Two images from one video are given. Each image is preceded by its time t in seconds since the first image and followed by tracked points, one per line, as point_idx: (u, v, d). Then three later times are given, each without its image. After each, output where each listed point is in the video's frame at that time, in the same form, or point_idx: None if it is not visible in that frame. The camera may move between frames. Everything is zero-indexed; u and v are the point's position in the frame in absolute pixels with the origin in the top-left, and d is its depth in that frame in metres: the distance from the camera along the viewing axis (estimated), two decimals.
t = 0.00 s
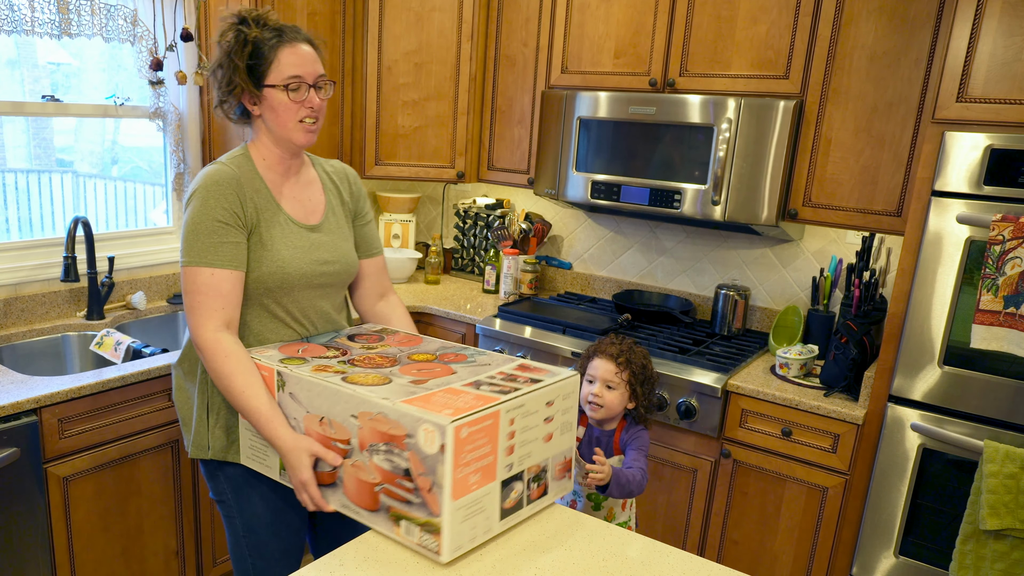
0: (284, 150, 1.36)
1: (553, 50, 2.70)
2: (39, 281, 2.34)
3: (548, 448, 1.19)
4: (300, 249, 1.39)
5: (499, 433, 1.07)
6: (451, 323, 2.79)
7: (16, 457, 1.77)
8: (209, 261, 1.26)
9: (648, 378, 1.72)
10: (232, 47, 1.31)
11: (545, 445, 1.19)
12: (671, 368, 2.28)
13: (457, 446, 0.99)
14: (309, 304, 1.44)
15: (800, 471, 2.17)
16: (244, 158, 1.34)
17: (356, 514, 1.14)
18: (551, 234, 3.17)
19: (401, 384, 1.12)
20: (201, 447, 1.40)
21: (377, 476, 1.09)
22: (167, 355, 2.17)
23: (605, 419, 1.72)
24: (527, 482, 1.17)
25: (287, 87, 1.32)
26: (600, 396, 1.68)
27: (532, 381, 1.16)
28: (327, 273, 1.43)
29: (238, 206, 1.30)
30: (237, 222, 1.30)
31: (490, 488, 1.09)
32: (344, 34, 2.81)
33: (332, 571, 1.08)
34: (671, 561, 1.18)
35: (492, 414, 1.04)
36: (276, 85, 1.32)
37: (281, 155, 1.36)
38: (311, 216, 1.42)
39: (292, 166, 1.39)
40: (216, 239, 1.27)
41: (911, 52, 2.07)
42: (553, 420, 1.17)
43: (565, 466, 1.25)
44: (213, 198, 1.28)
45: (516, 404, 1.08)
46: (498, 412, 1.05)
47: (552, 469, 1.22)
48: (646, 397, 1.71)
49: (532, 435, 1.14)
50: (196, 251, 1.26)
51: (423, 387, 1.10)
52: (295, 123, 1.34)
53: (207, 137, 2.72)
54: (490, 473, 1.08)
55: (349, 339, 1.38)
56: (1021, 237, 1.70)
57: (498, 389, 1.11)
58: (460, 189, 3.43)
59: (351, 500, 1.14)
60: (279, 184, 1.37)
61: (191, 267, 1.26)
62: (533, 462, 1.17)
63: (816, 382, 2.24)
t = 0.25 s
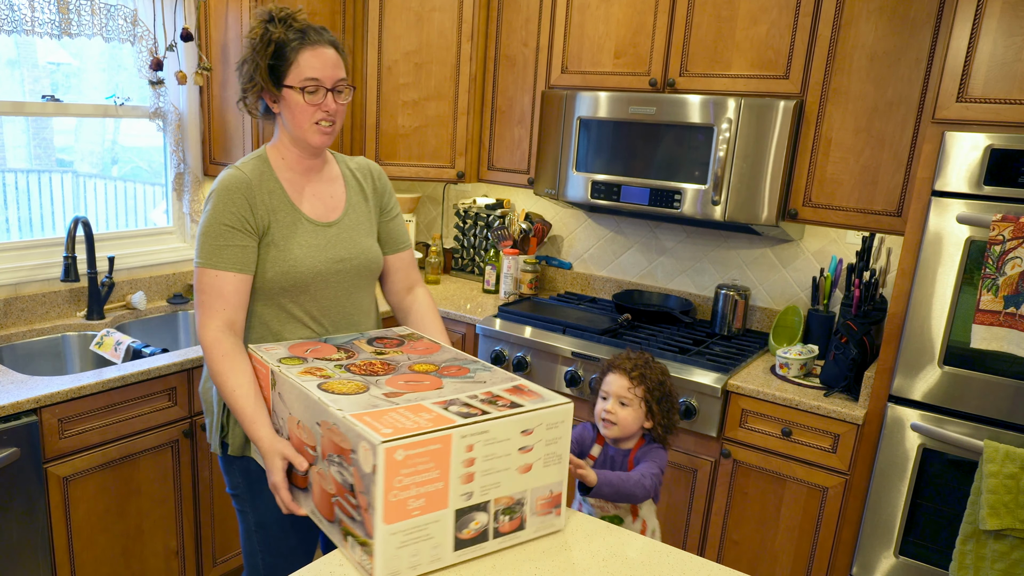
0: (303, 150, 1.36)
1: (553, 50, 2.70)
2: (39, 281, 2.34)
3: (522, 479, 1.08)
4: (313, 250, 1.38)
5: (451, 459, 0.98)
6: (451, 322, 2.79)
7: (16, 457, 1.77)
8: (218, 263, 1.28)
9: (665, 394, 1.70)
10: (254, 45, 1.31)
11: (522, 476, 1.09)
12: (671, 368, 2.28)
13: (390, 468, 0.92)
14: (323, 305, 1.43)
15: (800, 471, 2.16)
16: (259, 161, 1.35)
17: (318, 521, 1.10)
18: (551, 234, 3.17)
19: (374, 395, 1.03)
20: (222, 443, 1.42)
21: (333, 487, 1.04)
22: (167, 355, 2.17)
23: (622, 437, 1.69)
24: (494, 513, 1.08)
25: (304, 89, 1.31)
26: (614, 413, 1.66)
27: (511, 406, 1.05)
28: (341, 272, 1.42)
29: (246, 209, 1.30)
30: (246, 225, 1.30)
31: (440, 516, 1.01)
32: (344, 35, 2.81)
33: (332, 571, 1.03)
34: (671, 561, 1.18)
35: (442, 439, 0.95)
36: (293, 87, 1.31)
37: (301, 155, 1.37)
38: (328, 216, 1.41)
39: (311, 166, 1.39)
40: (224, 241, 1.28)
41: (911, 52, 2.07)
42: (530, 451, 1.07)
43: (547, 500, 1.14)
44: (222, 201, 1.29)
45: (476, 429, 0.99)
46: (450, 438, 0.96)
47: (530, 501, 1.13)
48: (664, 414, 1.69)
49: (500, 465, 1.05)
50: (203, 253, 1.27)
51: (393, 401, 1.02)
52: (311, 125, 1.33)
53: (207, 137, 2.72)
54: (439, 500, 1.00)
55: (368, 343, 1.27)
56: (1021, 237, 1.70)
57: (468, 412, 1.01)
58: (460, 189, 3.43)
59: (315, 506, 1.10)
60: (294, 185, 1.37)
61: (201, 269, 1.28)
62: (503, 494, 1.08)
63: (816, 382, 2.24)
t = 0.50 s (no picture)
0: (322, 152, 1.38)
1: (553, 50, 2.70)
2: (39, 281, 2.34)
3: (485, 505, 0.99)
4: (328, 250, 1.40)
5: (398, 474, 0.91)
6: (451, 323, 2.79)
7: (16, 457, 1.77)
8: (231, 267, 1.31)
9: (674, 417, 1.58)
10: (279, 46, 1.33)
11: (486, 501, 0.99)
12: (671, 368, 2.28)
13: (327, 477, 0.87)
14: (342, 304, 1.44)
15: (800, 471, 2.16)
16: (273, 166, 1.38)
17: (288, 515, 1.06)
18: (551, 234, 3.17)
19: (351, 400, 1.00)
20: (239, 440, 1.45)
21: (296, 489, 1.00)
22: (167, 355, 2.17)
23: (632, 463, 1.58)
24: (451, 537, 0.99)
25: (322, 92, 1.32)
26: (618, 437, 1.56)
27: (478, 426, 0.96)
28: (357, 271, 1.43)
29: (258, 212, 1.33)
30: (258, 228, 1.33)
31: (386, 531, 0.94)
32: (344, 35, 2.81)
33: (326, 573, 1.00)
34: (672, 561, 1.18)
35: (388, 452, 0.89)
36: (312, 89, 1.32)
37: (320, 157, 1.39)
38: (343, 215, 1.42)
39: (329, 169, 1.41)
40: (237, 245, 1.31)
41: (911, 52, 2.07)
42: (494, 475, 0.97)
43: (517, 530, 1.04)
44: (234, 208, 1.32)
45: (430, 446, 0.92)
46: (397, 452, 0.90)
47: (497, 530, 1.02)
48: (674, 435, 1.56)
49: (459, 486, 0.96)
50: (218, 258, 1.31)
51: (365, 407, 0.98)
52: (328, 128, 1.33)
53: (207, 137, 2.72)
54: (385, 515, 0.93)
55: (387, 345, 1.24)
56: (1021, 237, 1.70)
57: (430, 426, 0.94)
58: (461, 189, 3.42)
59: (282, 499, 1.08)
60: (310, 187, 1.39)
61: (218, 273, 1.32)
62: (463, 518, 0.99)
63: (816, 382, 2.24)
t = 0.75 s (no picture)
0: (348, 155, 1.42)
1: (553, 50, 2.70)
2: (39, 281, 2.34)
3: (438, 522, 0.92)
4: (349, 251, 1.44)
5: (341, 479, 0.88)
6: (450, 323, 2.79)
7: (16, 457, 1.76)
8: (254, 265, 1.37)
9: (656, 431, 1.50)
10: (303, 53, 1.37)
11: (436, 517, 0.92)
12: (671, 368, 2.28)
13: (267, 473, 0.87)
14: (361, 304, 1.48)
15: (800, 471, 2.16)
16: (299, 169, 1.42)
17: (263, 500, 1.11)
18: (551, 234, 3.17)
19: (328, 400, 0.98)
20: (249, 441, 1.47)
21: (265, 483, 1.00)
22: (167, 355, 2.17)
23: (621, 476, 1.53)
24: (399, 550, 0.93)
25: (345, 94, 1.36)
26: (602, 452, 1.51)
27: (434, 439, 0.90)
28: (378, 272, 1.47)
29: (280, 214, 1.38)
30: (280, 230, 1.38)
31: (330, 535, 0.91)
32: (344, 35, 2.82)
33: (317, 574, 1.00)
34: (672, 561, 1.18)
35: (330, 455, 0.87)
36: (335, 93, 1.36)
37: (346, 160, 1.43)
38: (364, 218, 1.46)
39: (354, 172, 1.45)
40: (259, 246, 1.37)
41: (911, 52, 2.07)
42: (445, 492, 0.90)
43: (472, 554, 0.95)
44: (258, 209, 1.37)
45: (374, 454, 0.87)
46: (340, 456, 0.87)
47: (450, 550, 0.95)
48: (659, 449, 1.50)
49: (406, 499, 0.90)
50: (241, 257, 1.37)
51: (337, 408, 0.95)
52: (351, 130, 1.37)
53: (207, 137, 2.72)
54: (328, 520, 0.90)
55: (403, 348, 1.22)
56: (1021, 237, 1.70)
57: (383, 434, 0.90)
58: (461, 189, 3.42)
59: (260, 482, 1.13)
60: (334, 190, 1.43)
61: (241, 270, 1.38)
62: (412, 532, 0.92)
63: (816, 382, 2.24)
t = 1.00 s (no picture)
0: (369, 156, 1.43)
1: (553, 50, 2.70)
2: (38, 280, 2.34)
3: (393, 538, 0.89)
4: (367, 250, 1.44)
5: (294, 485, 0.88)
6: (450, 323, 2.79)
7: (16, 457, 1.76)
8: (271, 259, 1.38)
9: (644, 435, 1.46)
10: (328, 53, 1.39)
11: (392, 533, 0.89)
12: (671, 368, 2.28)
13: (223, 472, 0.88)
14: (377, 303, 1.49)
15: (800, 471, 2.16)
16: (320, 165, 1.43)
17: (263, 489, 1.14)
18: (551, 234, 3.17)
19: (309, 403, 0.98)
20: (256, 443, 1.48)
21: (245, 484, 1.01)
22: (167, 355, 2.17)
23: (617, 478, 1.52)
24: (354, 563, 0.91)
25: (368, 94, 1.36)
26: (592, 453, 1.49)
27: (392, 452, 0.87)
28: (395, 272, 1.47)
29: (300, 209, 1.39)
30: (298, 226, 1.39)
31: (285, 540, 0.91)
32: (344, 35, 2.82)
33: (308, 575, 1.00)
34: (672, 561, 1.18)
35: (282, 460, 0.86)
36: (357, 92, 1.37)
37: (367, 160, 1.43)
38: (383, 217, 1.46)
39: (374, 171, 1.45)
40: (277, 240, 1.38)
41: (911, 52, 2.07)
42: (398, 507, 0.87)
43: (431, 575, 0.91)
44: (280, 202, 1.38)
45: (326, 462, 0.86)
46: (292, 462, 0.86)
47: (406, 569, 0.91)
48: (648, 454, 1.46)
49: (361, 512, 0.88)
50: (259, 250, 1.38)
51: (313, 412, 0.95)
52: (374, 129, 1.38)
53: (207, 137, 2.72)
54: (282, 524, 0.90)
55: (415, 355, 1.21)
56: (1021, 237, 1.70)
57: (342, 442, 0.88)
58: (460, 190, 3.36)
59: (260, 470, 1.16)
60: (354, 189, 1.43)
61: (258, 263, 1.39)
62: (368, 546, 0.90)
63: (816, 382, 2.24)
